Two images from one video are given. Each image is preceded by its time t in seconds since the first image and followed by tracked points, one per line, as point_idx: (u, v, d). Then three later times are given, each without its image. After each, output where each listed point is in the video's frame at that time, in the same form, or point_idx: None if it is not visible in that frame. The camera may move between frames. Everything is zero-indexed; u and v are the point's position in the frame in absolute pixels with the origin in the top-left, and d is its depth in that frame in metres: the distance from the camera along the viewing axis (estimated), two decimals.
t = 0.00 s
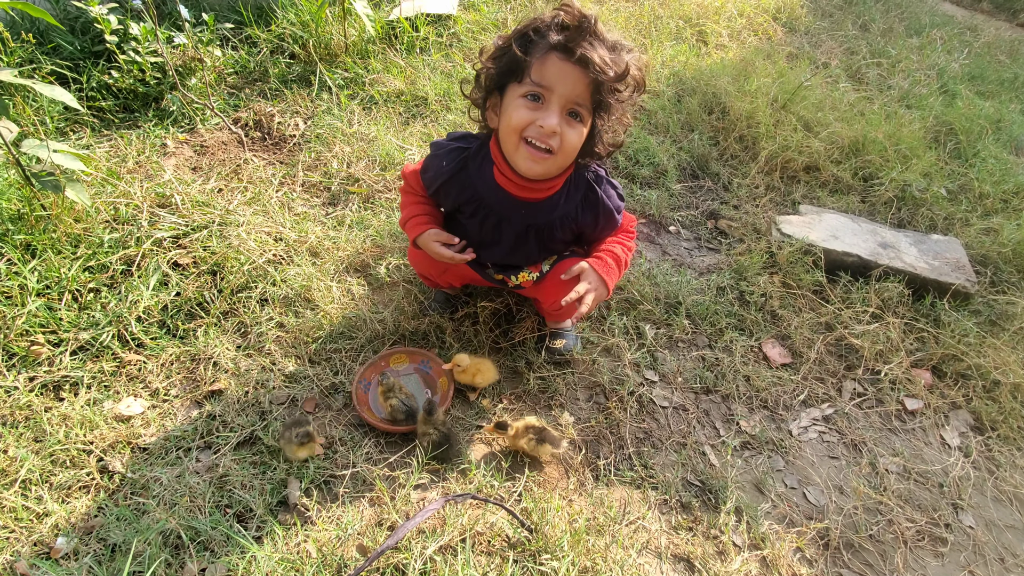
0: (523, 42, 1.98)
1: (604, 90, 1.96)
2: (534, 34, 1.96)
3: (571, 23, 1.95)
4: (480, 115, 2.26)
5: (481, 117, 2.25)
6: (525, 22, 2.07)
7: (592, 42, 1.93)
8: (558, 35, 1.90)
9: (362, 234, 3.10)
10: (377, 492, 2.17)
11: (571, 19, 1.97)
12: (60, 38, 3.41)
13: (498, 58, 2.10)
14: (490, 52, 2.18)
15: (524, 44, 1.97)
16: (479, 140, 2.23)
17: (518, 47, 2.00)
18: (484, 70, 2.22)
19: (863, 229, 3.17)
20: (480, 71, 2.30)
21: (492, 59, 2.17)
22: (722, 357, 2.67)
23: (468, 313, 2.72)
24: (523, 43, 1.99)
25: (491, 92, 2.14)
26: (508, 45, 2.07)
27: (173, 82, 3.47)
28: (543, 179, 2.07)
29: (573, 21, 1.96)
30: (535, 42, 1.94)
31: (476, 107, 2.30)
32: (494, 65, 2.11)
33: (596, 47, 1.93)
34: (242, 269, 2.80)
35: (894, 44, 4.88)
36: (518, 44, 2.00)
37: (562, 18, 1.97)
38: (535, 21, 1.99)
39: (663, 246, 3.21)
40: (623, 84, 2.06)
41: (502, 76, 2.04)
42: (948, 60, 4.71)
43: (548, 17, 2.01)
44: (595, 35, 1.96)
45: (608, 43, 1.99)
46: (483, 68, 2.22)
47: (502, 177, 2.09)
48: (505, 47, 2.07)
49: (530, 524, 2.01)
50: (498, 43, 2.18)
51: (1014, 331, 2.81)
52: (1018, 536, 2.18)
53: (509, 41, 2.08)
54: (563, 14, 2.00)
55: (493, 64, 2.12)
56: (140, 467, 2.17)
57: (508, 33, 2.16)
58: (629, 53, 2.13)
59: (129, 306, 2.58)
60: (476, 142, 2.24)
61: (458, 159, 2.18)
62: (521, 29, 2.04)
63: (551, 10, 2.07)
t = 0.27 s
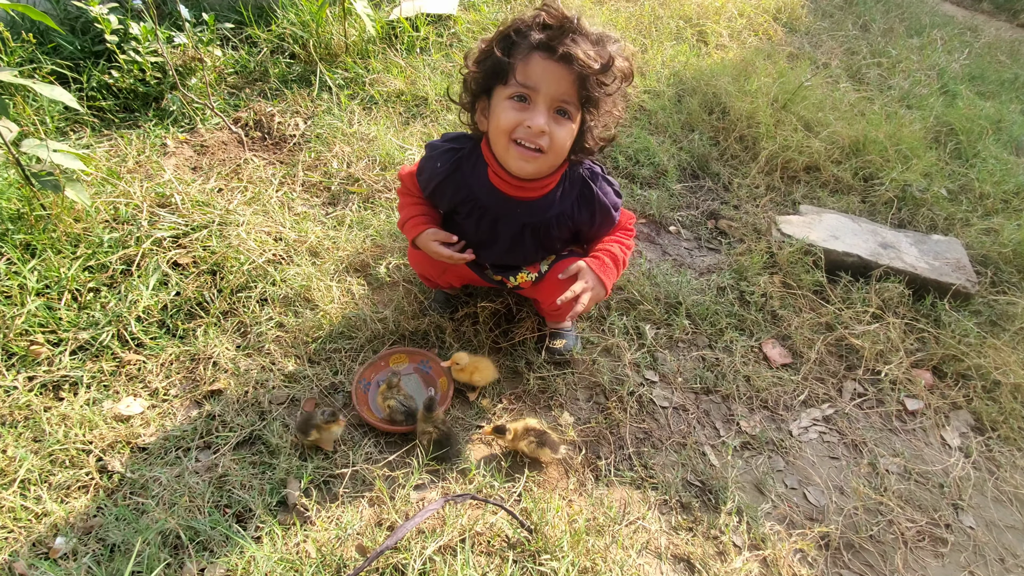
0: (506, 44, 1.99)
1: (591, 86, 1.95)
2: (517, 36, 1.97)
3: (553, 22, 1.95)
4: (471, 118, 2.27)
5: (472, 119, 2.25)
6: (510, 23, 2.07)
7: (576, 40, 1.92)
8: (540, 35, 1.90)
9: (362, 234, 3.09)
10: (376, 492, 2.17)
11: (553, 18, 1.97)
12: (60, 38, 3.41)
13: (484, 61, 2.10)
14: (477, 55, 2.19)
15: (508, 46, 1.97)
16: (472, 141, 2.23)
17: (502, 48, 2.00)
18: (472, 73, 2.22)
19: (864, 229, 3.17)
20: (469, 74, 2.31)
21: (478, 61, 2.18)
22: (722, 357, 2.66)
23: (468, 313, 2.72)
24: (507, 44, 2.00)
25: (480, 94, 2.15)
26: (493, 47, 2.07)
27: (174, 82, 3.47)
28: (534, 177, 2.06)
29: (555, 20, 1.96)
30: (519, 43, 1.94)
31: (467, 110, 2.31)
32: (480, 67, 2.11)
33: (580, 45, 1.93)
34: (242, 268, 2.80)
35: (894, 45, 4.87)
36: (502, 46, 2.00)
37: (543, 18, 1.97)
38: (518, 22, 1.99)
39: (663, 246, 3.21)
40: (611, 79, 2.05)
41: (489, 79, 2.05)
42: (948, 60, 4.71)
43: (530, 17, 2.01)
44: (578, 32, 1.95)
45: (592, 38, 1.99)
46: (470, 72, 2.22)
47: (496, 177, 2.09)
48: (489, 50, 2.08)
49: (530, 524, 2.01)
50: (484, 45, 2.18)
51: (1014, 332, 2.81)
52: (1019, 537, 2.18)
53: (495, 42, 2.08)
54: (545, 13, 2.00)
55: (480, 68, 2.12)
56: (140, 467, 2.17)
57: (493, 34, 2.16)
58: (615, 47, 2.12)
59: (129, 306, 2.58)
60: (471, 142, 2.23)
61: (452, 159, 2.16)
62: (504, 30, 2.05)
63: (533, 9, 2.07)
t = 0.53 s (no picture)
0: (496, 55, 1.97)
1: (582, 97, 1.92)
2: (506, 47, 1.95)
3: (543, 31, 1.91)
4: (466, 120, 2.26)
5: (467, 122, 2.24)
6: (501, 29, 2.04)
7: (566, 50, 1.89)
8: (529, 48, 1.87)
9: (362, 234, 3.09)
10: (376, 491, 2.17)
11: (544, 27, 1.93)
12: (61, 37, 3.41)
13: (476, 68, 2.09)
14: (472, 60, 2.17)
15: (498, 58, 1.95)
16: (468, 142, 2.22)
17: (492, 59, 1.98)
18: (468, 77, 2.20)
19: (864, 229, 3.17)
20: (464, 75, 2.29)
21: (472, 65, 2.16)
22: (722, 357, 2.66)
23: (468, 313, 2.72)
24: (497, 53, 1.98)
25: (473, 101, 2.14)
26: (485, 55, 2.05)
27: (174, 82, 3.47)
28: (528, 186, 2.07)
29: (545, 30, 1.92)
30: (508, 55, 1.92)
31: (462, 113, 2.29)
32: (472, 75, 2.10)
33: (570, 55, 1.89)
34: (242, 268, 2.80)
35: (895, 45, 4.87)
36: (492, 57, 1.99)
37: (534, 27, 1.94)
38: (507, 30, 1.97)
39: (663, 246, 3.21)
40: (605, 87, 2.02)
41: (479, 89, 2.04)
42: (949, 60, 4.70)
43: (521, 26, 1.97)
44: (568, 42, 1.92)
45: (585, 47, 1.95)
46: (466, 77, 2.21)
47: (493, 179, 2.09)
48: (481, 58, 2.06)
49: (530, 523, 2.01)
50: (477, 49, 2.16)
51: (1014, 331, 2.80)
52: (1019, 536, 2.17)
53: (487, 49, 2.06)
54: (537, 22, 1.96)
55: (472, 75, 2.11)
56: (140, 466, 2.17)
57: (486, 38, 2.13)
58: (611, 50, 2.07)
59: (129, 305, 2.58)
60: (468, 142, 2.22)
61: (450, 159, 2.16)
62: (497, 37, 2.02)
63: (526, 15, 2.03)
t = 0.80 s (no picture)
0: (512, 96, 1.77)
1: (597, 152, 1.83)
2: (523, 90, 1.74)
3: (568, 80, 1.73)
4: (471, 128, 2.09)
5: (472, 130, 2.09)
6: (517, 57, 1.80)
7: (591, 104, 1.75)
8: (552, 103, 1.71)
9: (363, 233, 3.09)
10: (378, 491, 2.16)
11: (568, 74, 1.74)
12: (61, 36, 3.41)
13: (486, 94, 1.88)
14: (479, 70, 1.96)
15: (514, 101, 1.76)
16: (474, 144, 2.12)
17: (507, 99, 1.78)
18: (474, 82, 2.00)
19: (866, 228, 3.16)
20: (470, 72, 2.06)
21: (481, 84, 1.93)
22: (725, 357, 2.65)
23: (469, 313, 2.71)
24: (513, 93, 1.77)
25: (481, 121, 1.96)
26: (496, 84, 1.84)
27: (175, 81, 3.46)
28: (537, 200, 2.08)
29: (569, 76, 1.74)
30: (528, 104, 1.74)
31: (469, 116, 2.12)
32: (481, 99, 1.90)
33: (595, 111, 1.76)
34: (243, 267, 2.79)
35: (896, 44, 4.85)
36: (507, 95, 1.78)
37: (556, 69, 1.74)
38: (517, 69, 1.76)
39: (665, 246, 3.20)
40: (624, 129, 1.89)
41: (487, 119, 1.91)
42: (950, 60, 4.69)
43: (541, 65, 1.76)
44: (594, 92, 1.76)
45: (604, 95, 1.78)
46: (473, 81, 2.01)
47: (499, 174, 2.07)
48: (491, 86, 1.85)
49: (532, 524, 2.00)
50: (486, 65, 1.91)
51: (1017, 332, 2.79)
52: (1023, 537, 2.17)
53: (499, 77, 1.84)
54: (559, 61, 1.75)
55: (481, 98, 1.91)
56: (140, 466, 2.16)
57: (498, 56, 1.87)
58: (632, 81, 1.93)
59: (130, 305, 2.57)
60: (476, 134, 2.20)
61: (457, 151, 2.14)
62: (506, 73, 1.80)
63: (545, 42, 1.78)
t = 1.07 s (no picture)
0: (536, 127, 1.66)
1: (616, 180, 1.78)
2: (548, 123, 1.63)
3: (596, 115, 1.62)
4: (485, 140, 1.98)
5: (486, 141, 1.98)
6: (542, 84, 1.65)
7: (616, 138, 1.68)
8: (577, 139, 1.63)
9: (366, 231, 3.06)
10: (380, 491, 2.13)
11: (597, 107, 1.63)
12: (64, 33, 3.38)
13: (507, 117, 1.75)
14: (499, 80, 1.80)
15: (537, 133, 1.65)
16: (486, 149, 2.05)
17: (530, 129, 1.67)
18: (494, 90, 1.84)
19: (873, 226, 3.13)
20: (489, 78, 1.90)
21: (500, 105, 1.79)
22: (730, 356, 2.63)
23: (472, 311, 2.68)
24: (537, 124, 1.66)
25: (499, 140, 1.85)
26: (518, 109, 1.71)
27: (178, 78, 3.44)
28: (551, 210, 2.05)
29: (598, 109, 1.63)
30: (552, 138, 1.64)
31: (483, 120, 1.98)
32: (500, 121, 1.78)
33: (620, 143, 1.69)
34: (245, 265, 2.77)
35: (902, 41, 4.81)
36: (530, 125, 1.67)
37: (583, 100, 1.62)
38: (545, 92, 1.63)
39: (669, 243, 3.17)
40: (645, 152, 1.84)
41: (505, 133, 1.79)
42: (956, 57, 4.65)
43: (569, 92, 1.63)
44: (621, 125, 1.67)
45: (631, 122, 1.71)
46: (491, 87, 1.84)
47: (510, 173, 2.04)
48: (513, 111, 1.72)
49: (536, 524, 1.98)
50: (507, 85, 1.76)
51: None
52: None
53: (521, 102, 1.70)
54: (588, 91, 1.63)
55: (500, 120, 1.78)
56: (141, 464, 2.15)
57: (520, 78, 1.72)
58: (659, 105, 1.82)
59: (132, 302, 2.56)
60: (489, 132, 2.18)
61: (468, 148, 2.13)
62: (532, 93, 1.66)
63: (574, 69, 1.63)
